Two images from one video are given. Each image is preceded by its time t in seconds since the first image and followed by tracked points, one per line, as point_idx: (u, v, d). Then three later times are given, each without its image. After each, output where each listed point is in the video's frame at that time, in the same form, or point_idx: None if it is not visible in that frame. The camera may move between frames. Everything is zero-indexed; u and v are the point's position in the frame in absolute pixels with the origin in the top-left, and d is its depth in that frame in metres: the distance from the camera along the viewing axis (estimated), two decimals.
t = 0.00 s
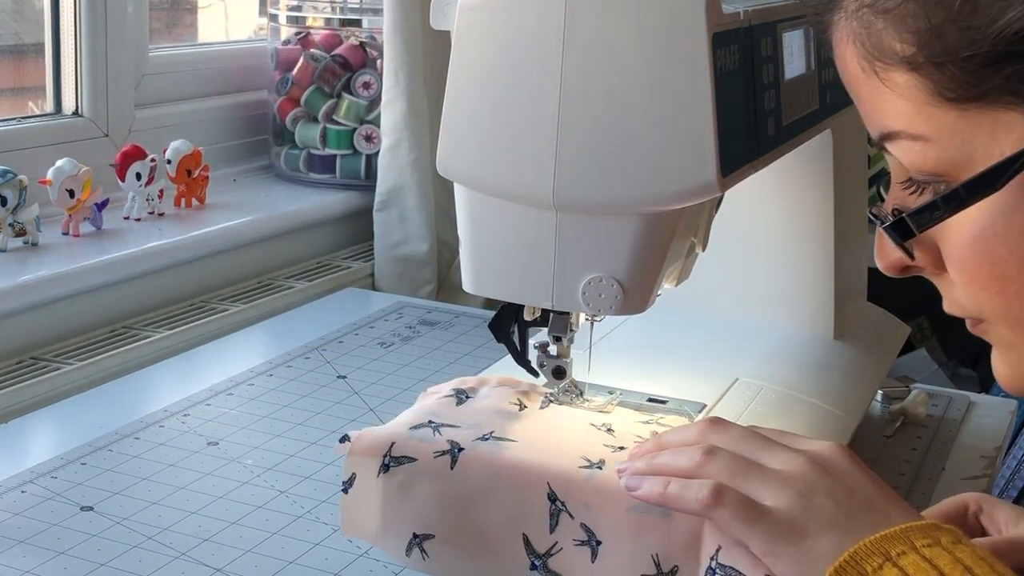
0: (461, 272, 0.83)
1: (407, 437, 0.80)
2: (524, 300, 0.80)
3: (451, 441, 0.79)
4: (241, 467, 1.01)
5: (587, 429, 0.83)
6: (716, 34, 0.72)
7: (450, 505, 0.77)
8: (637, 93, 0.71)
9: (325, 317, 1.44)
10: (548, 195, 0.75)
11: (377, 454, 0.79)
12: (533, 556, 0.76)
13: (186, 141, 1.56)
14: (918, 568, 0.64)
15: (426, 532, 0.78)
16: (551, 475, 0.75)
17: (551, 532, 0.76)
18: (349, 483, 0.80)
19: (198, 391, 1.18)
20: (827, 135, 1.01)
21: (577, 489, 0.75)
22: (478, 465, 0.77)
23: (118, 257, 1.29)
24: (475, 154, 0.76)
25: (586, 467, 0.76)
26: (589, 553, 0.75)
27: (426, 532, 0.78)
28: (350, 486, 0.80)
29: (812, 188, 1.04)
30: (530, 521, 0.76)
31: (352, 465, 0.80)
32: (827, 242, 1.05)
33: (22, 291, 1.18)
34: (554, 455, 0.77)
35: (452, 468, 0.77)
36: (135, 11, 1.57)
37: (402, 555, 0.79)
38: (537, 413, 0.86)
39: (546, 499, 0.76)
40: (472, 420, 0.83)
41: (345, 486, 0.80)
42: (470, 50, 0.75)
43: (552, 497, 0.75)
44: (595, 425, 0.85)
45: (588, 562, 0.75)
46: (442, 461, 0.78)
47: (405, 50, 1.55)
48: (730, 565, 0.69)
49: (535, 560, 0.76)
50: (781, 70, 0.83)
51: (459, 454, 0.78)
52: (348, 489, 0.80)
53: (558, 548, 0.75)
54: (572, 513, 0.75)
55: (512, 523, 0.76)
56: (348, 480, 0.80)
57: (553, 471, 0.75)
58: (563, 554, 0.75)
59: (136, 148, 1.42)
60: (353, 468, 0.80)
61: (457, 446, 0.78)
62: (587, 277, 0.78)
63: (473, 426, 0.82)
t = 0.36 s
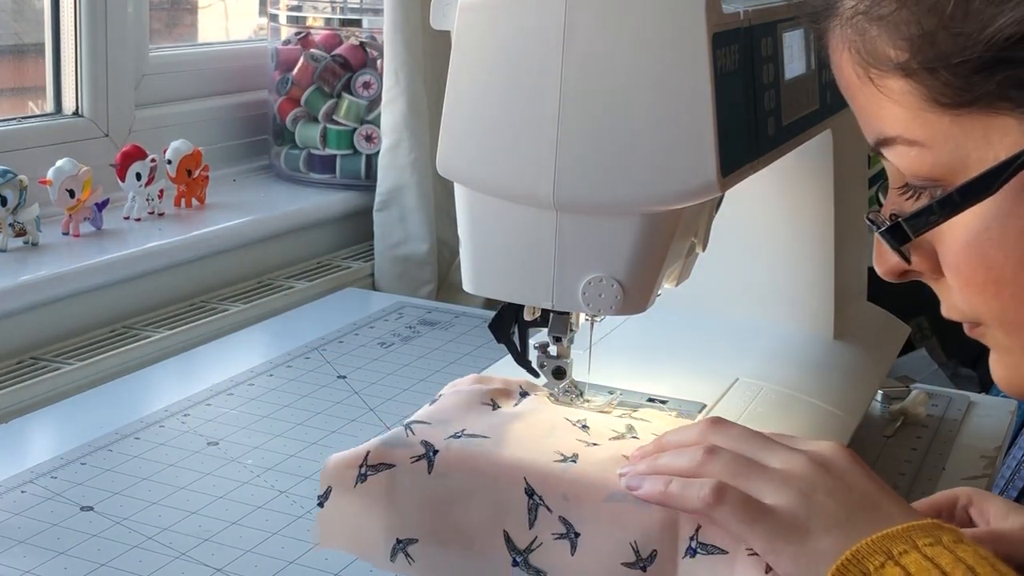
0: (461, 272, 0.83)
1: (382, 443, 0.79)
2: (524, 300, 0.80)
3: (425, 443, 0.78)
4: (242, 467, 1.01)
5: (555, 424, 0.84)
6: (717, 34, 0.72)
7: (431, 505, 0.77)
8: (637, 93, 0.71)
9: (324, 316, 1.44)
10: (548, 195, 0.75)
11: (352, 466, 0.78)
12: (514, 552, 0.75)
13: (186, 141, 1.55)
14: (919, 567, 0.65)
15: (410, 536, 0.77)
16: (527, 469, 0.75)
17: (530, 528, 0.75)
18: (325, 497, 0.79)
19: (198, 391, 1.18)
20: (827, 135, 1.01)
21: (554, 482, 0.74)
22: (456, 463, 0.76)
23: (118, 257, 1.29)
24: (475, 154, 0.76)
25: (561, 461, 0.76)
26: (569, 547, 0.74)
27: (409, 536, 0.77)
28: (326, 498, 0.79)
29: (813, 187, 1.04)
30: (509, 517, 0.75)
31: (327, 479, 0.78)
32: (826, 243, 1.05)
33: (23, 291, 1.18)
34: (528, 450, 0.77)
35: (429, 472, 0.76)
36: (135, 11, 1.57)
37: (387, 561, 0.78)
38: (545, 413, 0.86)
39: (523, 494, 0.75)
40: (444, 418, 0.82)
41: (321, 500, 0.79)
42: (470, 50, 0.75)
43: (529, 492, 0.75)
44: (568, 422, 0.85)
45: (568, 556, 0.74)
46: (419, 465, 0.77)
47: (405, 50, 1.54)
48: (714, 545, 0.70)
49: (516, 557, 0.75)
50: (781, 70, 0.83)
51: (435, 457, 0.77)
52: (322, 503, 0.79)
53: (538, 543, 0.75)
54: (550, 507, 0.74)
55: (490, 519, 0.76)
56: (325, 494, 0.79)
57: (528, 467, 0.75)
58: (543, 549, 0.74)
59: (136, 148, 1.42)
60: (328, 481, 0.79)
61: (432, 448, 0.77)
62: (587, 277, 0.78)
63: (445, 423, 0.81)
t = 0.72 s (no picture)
0: (461, 272, 0.83)
1: (365, 450, 0.78)
2: (524, 300, 0.80)
3: (407, 446, 0.78)
4: (242, 466, 1.01)
5: (534, 420, 0.83)
6: (717, 34, 0.72)
7: (418, 505, 0.76)
8: (638, 93, 0.71)
9: (324, 316, 1.44)
10: (547, 194, 0.75)
11: (336, 474, 0.77)
12: (499, 551, 0.74)
13: (186, 141, 1.55)
14: (909, 516, 0.64)
15: (398, 538, 0.75)
16: (510, 466, 0.75)
17: (514, 525, 0.74)
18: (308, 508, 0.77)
19: (198, 392, 1.18)
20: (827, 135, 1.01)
21: (538, 478, 0.75)
22: (442, 462, 0.77)
23: (118, 257, 1.29)
24: (476, 153, 0.76)
25: (543, 457, 0.77)
26: (554, 543, 0.73)
27: (396, 537, 0.75)
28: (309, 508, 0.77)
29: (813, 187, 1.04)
30: (494, 515, 0.74)
31: (311, 489, 0.77)
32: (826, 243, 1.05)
33: (23, 291, 1.18)
34: (511, 447, 0.78)
35: (414, 475, 0.76)
36: (136, 11, 1.57)
37: (376, 565, 0.76)
38: (540, 411, 0.86)
39: (507, 492, 0.75)
40: (428, 418, 0.82)
41: (305, 510, 0.77)
42: (470, 50, 0.75)
43: (513, 490, 0.74)
44: (549, 420, 0.84)
45: (553, 553, 0.72)
46: (404, 468, 0.77)
47: (405, 49, 1.54)
48: (696, 535, 0.70)
49: (502, 556, 0.74)
50: (781, 70, 0.83)
51: (419, 460, 0.77)
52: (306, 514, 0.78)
53: (522, 541, 0.73)
54: (532, 502, 0.74)
55: (476, 517, 0.74)
56: (308, 504, 0.77)
57: (511, 466, 0.75)
58: (528, 546, 0.73)
59: (136, 148, 1.42)
60: (312, 492, 0.77)
61: (415, 451, 0.77)
62: (587, 277, 0.78)
63: (428, 423, 0.81)
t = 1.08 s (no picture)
0: (461, 272, 0.83)
1: (365, 450, 0.78)
2: (524, 300, 0.80)
3: (406, 446, 0.78)
4: (242, 466, 1.01)
5: (535, 421, 0.83)
6: (717, 34, 0.72)
7: (418, 506, 0.76)
8: (639, 93, 0.71)
9: (324, 316, 1.44)
10: (548, 195, 0.75)
11: (336, 474, 0.77)
12: (499, 551, 0.74)
13: (186, 141, 1.55)
14: (952, 512, 0.65)
15: (399, 539, 0.76)
16: (510, 466, 0.75)
17: (514, 525, 0.74)
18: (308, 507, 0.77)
19: (198, 392, 1.18)
20: (827, 135, 1.01)
21: (538, 478, 0.74)
22: (442, 462, 0.76)
23: (117, 257, 1.29)
24: (476, 153, 0.76)
25: (543, 457, 0.76)
26: (553, 543, 0.73)
27: (397, 537, 0.76)
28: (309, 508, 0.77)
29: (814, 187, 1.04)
30: (494, 515, 0.74)
31: (311, 489, 0.77)
32: (826, 243, 1.06)
33: (23, 291, 1.18)
34: (511, 447, 0.77)
35: (414, 475, 0.76)
36: (136, 11, 1.57)
37: (376, 565, 0.76)
38: (540, 411, 0.86)
39: (507, 492, 0.74)
40: (428, 418, 0.82)
41: (304, 510, 0.77)
42: (470, 49, 0.75)
43: (513, 489, 0.74)
44: (551, 420, 0.84)
45: (553, 552, 0.73)
46: (403, 468, 0.77)
47: (405, 49, 1.54)
48: (696, 534, 0.70)
49: (502, 556, 0.74)
50: (781, 70, 0.83)
51: (419, 460, 0.77)
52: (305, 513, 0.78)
53: (523, 540, 0.73)
54: (533, 501, 0.74)
55: (476, 517, 0.74)
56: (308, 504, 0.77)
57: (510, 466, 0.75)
58: (528, 545, 0.73)
59: (136, 148, 1.42)
60: (312, 492, 0.77)
61: (415, 451, 0.77)
62: (587, 277, 0.78)
63: (428, 423, 0.81)
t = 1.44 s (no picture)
0: (462, 269, 0.85)
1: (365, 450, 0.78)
2: (525, 300, 0.81)
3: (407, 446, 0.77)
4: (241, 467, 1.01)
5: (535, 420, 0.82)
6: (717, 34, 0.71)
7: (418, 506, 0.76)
8: (637, 93, 0.71)
9: (323, 316, 1.44)
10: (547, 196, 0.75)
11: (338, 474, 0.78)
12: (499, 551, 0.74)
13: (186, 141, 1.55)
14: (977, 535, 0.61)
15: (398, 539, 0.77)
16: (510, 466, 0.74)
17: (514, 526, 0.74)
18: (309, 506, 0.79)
19: (198, 392, 1.17)
20: (828, 135, 1.01)
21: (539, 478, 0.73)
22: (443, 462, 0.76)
23: (117, 257, 1.29)
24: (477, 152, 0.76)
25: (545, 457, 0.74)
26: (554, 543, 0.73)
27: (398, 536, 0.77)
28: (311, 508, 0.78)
29: (814, 187, 1.04)
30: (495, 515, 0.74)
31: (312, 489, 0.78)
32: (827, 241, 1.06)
33: (23, 291, 1.18)
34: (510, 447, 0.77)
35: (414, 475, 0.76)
36: (135, 11, 1.57)
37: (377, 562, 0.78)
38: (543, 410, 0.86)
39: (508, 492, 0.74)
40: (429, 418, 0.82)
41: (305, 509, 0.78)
42: (469, 49, 0.75)
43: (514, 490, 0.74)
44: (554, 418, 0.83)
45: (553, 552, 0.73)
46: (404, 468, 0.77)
47: (405, 49, 1.54)
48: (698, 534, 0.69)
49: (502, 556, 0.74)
50: (781, 70, 0.83)
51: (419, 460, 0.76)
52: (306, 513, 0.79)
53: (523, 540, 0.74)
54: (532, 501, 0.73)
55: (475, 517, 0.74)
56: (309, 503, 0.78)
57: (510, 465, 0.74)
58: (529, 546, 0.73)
59: (136, 148, 1.42)
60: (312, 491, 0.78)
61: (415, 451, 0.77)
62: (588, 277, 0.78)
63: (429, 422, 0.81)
